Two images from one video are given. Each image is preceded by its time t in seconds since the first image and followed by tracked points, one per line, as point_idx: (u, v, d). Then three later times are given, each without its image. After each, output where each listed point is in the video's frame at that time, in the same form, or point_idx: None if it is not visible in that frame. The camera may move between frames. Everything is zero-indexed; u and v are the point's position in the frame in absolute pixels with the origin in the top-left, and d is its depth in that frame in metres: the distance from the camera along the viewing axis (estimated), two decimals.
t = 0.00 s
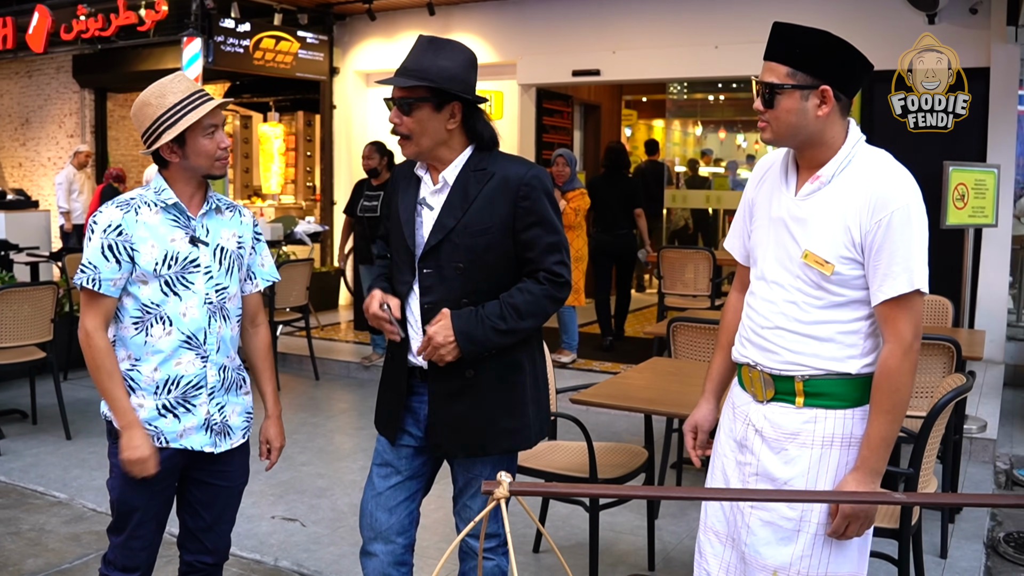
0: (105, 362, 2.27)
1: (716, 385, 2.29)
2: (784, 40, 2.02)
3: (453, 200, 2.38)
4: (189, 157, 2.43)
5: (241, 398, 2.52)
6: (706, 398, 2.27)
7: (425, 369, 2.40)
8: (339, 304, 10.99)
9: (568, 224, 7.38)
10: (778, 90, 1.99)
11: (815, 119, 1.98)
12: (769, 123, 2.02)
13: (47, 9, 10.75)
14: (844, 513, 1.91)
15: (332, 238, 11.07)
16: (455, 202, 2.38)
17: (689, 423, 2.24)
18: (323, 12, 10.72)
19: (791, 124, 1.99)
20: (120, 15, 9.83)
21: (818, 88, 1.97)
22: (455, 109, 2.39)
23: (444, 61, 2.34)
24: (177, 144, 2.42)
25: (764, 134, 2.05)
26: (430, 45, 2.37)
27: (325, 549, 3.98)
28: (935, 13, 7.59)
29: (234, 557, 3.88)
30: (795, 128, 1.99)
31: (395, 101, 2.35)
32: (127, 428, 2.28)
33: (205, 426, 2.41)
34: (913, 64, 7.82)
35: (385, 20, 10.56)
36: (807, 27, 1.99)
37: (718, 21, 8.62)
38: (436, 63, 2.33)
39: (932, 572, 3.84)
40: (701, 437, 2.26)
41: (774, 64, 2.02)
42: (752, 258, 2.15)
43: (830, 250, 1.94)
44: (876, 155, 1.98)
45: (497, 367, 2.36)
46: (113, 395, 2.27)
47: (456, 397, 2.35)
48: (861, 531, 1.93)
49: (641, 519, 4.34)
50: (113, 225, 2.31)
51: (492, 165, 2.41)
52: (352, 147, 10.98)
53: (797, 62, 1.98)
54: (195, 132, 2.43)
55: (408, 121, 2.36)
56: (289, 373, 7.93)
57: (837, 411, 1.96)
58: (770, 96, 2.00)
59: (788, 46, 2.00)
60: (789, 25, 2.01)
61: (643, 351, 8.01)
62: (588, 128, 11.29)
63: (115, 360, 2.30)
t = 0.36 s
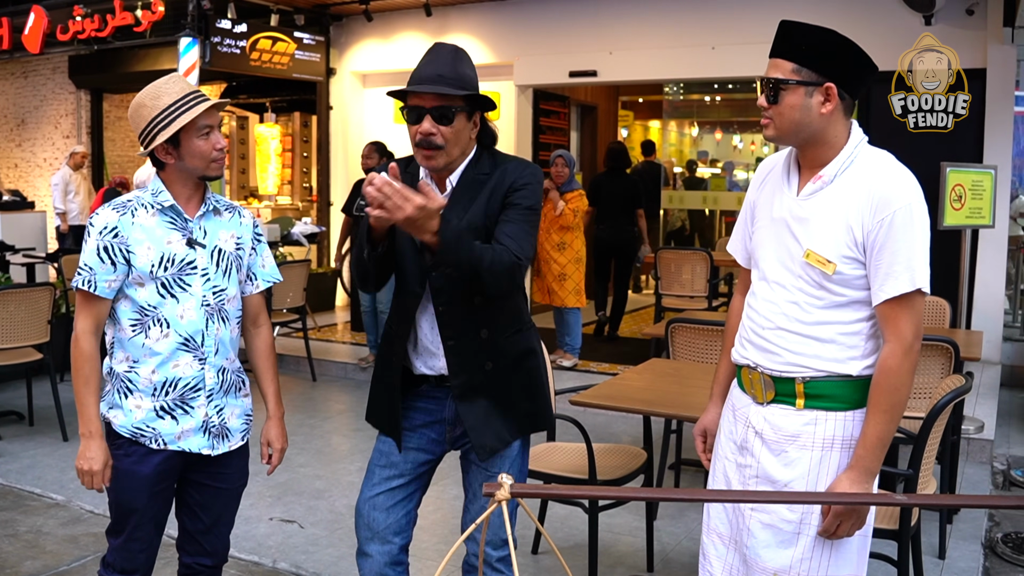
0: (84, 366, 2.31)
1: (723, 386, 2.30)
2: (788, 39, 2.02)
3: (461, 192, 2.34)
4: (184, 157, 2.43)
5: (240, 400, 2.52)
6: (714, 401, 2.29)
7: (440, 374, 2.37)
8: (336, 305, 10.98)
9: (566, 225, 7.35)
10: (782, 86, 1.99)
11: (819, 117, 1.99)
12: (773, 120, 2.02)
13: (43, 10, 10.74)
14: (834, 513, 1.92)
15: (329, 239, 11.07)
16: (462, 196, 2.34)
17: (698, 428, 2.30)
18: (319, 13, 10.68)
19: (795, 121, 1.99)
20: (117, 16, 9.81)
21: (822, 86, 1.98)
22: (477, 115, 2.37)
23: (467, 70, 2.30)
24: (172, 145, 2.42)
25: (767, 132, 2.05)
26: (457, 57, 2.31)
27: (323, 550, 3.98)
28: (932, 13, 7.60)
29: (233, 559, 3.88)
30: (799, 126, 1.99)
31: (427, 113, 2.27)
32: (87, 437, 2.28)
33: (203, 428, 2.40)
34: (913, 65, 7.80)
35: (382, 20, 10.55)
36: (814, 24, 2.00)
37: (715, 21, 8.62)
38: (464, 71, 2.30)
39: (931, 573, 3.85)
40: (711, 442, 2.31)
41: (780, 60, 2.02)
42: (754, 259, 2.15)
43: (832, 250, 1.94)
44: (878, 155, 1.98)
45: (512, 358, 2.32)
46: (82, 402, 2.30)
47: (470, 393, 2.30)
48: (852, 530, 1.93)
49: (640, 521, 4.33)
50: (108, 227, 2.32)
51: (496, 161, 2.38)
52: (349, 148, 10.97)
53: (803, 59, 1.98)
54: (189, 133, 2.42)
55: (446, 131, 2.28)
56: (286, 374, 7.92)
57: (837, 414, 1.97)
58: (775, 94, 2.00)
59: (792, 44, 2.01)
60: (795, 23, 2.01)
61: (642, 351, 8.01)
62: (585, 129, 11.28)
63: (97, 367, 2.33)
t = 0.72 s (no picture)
0: (95, 354, 2.29)
1: (715, 387, 2.29)
2: (791, 40, 2.02)
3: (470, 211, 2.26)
4: (181, 163, 2.40)
5: (229, 401, 2.51)
6: (705, 398, 2.27)
7: (449, 390, 2.31)
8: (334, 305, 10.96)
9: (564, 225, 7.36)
10: (786, 88, 1.98)
11: (823, 118, 1.98)
12: (777, 121, 2.02)
13: (40, 10, 10.73)
14: (836, 514, 1.92)
15: (326, 239, 11.06)
16: (471, 214, 2.27)
17: (687, 422, 2.25)
18: (317, 13, 10.65)
19: (799, 122, 1.99)
20: (114, 16, 9.80)
21: (825, 87, 1.97)
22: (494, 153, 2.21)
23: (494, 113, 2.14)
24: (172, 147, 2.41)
25: (771, 133, 2.04)
26: (484, 98, 2.14)
27: (322, 551, 3.97)
28: (930, 14, 7.62)
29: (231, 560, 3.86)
30: (802, 127, 1.99)
31: (451, 159, 2.09)
32: (116, 420, 2.30)
33: (195, 430, 2.40)
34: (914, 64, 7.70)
35: (379, 20, 10.55)
36: (818, 26, 1.99)
37: (713, 21, 8.63)
38: (491, 117, 2.13)
39: (931, 574, 3.86)
40: (700, 438, 2.27)
41: (786, 63, 2.01)
42: (756, 258, 2.15)
43: (833, 251, 1.93)
44: (881, 156, 1.97)
45: (514, 373, 2.32)
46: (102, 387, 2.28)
47: (484, 412, 2.28)
48: (852, 532, 1.93)
49: (640, 521, 4.33)
50: (113, 224, 2.31)
51: (501, 176, 2.30)
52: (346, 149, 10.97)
53: (806, 59, 1.98)
54: (187, 139, 2.39)
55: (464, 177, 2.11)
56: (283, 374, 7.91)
57: (837, 414, 1.96)
58: (780, 94, 1.99)
59: (796, 46, 2.01)
60: (799, 24, 2.01)
61: (641, 352, 8.02)
62: (583, 129, 11.29)
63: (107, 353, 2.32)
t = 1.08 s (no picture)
0: (98, 362, 2.26)
1: (733, 388, 2.27)
2: (803, 38, 2.00)
3: (481, 202, 2.25)
4: (198, 190, 2.40)
5: (223, 408, 2.53)
6: (724, 402, 2.27)
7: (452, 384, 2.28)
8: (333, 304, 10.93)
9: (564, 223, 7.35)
10: (801, 85, 1.96)
11: (838, 117, 1.97)
12: (791, 120, 1.99)
13: (38, 8, 10.68)
14: (852, 513, 1.91)
15: (325, 238, 11.04)
16: (481, 207, 2.25)
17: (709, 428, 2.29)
18: (316, 11, 10.61)
19: (814, 121, 1.97)
20: (113, 13, 9.76)
21: (842, 85, 1.96)
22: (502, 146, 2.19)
23: (497, 104, 2.10)
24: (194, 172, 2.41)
25: (785, 133, 2.02)
26: (486, 89, 2.10)
27: (326, 551, 3.95)
28: (931, 13, 7.61)
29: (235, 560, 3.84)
30: (818, 125, 1.97)
31: (440, 154, 2.09)
32: (118, 429, 2.29)
33: (185, 437, 2.41)
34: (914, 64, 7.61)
35: (379, 19, 10.52)
36: (832, 23, 1.97)
37: (714, 20, 8.60)
38: (490, 110, 2.09)
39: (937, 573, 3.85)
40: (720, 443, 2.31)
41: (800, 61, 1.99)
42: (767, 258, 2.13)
43: (848, 250, 1.92)
44: (895, 154, 1.96)
45: (521, 369, 2.29)
46: (104, 398, 2.27)
47: (485, 406, 2.25)
48: (868, 531, 1.93)
49: (644, 521, 4.31)
50: (134, 244, 2.30)
51: (513, 169, 2.28)
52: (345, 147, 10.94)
53: (821, 57, 1.96)
54: (206, 166, 2.39)
55: (464, 169, 2.10)
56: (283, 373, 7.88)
57: (853, 413, 1.95)
58: (796, 92, 1.97)
59: (810, 43, 1.99)
60: (812, 22, 1.99)
61: (641, 351, 8.00)
62: (582, 128, 11.28)
63: (110, 363, 2.29)
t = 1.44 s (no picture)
0: (104, 369, 2.22)
1: (747, 389, 2.26)
2: (833, 38, 1.98)
3: (500, 198, 2.23)
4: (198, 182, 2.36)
5: (235, 412, 2.49)
6: (738, 404, 2.25)
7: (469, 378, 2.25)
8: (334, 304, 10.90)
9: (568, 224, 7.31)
10: (835, 87, 1.93)
11: (871, 117, 1.95)
12: (823, 122, 1.96)
13: (38, 6, 10.64)
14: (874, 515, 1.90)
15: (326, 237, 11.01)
16: (501, 202, 2.23)
17: (721, 430, 2.25)
18: (318, 9, 10.55)
19: (847, 123, 1.94)
20: (113, 12, 9.73)
21: (875, 86, 1.94)
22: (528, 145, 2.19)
23: (530, 101, 2.11)
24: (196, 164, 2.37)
25: (813, 131, 2.00)
26: (521, 86, 2.09)
27: (334, 553, 3.92)
28: (935, 13, 7.59)
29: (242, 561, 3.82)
30: (850, 127, 1.94)
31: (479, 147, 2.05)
32: (129, 436, 2.25)
33: (198, 446, 2.37)
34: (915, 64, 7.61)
35: (381, 17, 10.49)
36: (865, 24, 1.96)
37: (717, 19, 8.59)
38: (526, 106, 2.09)
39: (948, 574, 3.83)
40: (733, 444, 2.26)
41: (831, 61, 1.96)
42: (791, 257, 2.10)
43: (878, 250, 1.90)
44: (926, 155, 1.94)
45: (540, 367, 2.26)
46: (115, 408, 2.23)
47: (503, 402, 2.22)
48: (891, 534, 1.90)
49: (654, 521, 4.29)
50: (136, 247, 2.24)
51: (535, 165, 2.25)
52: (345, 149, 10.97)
53: (854, 58, 1.94)
54: (207, 158, 2.35)
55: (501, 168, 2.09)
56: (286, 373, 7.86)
57: (876, 410, 1.93)
58: (829, 92, 1.94)
59: (843, 44, 1.96)
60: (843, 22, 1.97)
61: (645, 351, 7.98)
62: (584, 127, 11.26)
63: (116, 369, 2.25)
